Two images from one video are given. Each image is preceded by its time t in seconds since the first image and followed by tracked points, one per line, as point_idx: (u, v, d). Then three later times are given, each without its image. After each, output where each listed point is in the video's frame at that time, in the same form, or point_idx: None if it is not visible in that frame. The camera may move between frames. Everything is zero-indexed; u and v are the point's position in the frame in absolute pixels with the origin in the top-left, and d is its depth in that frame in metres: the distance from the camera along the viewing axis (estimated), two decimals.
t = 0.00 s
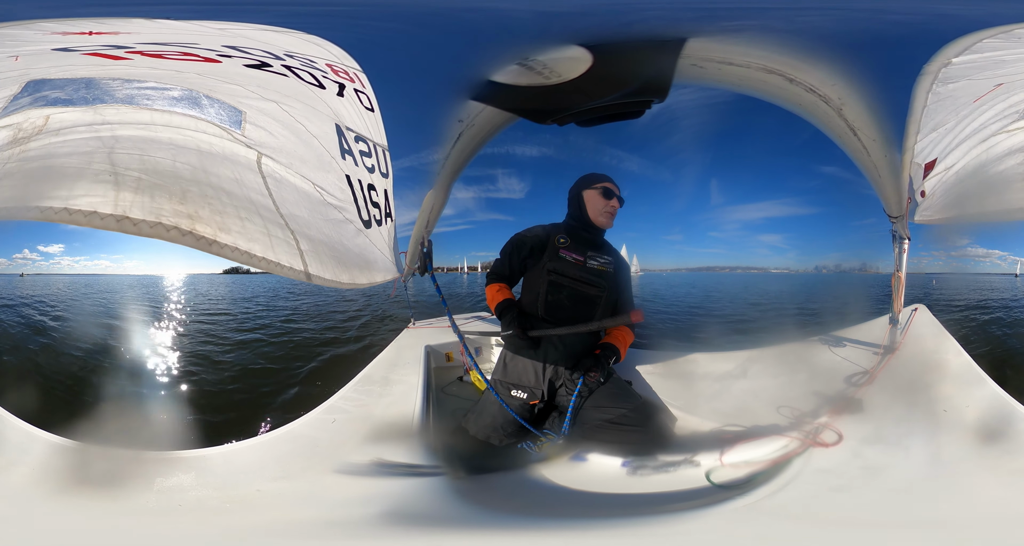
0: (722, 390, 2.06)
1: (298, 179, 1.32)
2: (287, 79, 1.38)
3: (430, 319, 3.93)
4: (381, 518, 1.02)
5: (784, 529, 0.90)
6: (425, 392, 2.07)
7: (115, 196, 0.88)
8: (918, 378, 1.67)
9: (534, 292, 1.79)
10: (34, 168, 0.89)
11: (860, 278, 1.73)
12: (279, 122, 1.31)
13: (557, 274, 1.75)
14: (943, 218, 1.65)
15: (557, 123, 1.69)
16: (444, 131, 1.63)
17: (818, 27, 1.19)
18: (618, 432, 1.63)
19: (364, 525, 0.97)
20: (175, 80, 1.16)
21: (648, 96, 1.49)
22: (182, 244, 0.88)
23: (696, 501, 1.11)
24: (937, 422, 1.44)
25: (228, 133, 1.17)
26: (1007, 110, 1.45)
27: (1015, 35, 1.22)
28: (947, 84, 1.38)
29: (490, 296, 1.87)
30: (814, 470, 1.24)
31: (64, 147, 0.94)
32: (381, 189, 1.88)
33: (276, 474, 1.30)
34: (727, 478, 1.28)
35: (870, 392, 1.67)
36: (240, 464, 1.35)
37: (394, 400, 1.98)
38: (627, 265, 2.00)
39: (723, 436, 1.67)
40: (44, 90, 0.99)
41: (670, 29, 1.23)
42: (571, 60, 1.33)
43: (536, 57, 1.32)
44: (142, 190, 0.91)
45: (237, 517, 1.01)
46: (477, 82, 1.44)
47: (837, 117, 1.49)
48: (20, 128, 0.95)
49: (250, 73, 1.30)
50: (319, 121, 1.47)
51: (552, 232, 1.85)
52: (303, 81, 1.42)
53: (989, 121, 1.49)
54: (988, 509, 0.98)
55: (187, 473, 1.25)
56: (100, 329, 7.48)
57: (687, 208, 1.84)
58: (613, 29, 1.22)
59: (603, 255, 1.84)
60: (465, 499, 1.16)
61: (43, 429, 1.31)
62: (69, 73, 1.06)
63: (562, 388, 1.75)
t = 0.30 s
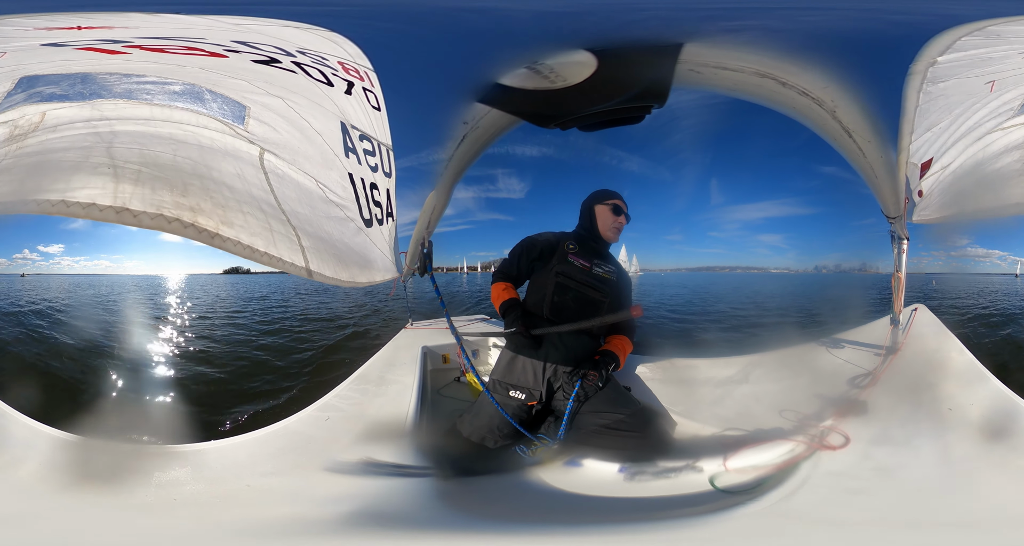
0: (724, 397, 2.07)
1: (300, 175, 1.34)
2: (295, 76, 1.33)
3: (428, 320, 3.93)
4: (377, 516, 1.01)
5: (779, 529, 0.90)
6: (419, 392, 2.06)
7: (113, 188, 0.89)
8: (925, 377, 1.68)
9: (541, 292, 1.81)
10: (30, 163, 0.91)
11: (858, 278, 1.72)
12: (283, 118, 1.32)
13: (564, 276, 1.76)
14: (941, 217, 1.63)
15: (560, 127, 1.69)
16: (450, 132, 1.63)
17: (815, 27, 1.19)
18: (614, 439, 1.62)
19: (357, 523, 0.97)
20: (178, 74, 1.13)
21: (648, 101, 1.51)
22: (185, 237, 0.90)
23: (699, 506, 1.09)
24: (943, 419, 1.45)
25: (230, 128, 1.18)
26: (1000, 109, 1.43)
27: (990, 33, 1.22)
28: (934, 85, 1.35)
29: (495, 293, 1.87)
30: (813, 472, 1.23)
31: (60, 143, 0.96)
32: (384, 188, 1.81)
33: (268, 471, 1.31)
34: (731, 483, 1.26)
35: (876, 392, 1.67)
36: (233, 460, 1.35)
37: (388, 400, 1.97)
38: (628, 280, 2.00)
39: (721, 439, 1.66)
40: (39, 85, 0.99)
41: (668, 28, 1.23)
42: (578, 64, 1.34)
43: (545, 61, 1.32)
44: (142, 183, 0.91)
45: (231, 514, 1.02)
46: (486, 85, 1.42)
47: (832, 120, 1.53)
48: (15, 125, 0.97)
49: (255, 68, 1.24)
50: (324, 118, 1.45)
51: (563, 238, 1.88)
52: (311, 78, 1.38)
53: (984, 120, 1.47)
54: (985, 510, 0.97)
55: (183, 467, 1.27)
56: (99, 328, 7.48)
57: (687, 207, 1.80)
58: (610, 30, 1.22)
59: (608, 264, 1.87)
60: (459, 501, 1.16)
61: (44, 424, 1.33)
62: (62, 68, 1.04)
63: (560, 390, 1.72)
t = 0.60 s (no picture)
0: (726, 402, 2.05)
1: (302, 172, 1.34)
2: (302, 72, 1.28)
3: (427, 320, 3.94)
4: (372, 515, 1.01)
5: (776, 532, 0.89)
6: (416, 392, 2.05)
7: (112, 187, 0.93)
8: (924, 379, 1.67)
9: (545, 292, 1.80)
10: (30, 163, 0.96)
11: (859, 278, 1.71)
12: (286, 113, 1.30)
13: (568, 276, 1.76)
14: (941, 219, 1.66)
15: (564, 130, 1.68)
16: (454, 132, 1.63)
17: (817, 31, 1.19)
18: (608, 442, 1.60)
19: (352, 522, 0.97)
20: (176, 69, 1.13)
21: (652, 105, 1.50)
22: (184, 234, 0.94)
23: (699, 510, 1.09)
24: (943, 421, 1.44)
25: (231, 124, 1.18)
26: (997, 109, 1.41)
27: (970, 33, 1.18)
28: (930, 85, 1.34)
29: (497, 292, 1.85)
30: (816, 474, 1.22)
31: (58, 142, 0.99)
32: (388, 189, 1.68)
33: (264, 467, 1.32)
34: (732, 487, 1.25)
35: (877, 396, 1.66)
36: (232, 456, 1.37)
37: (385, 397, 1.97)
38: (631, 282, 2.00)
39: (720, 443, 1.65)
40: (33, 84, 0.99)
41: (668, 28, 1.22)
42: (586, 67, 1.34)
43: (553, 64, 1.32)
44: (140, 181, 0.95)
45: (228, 509, 1.02)
46: (492, 86, 1.42)
47: (830, 122, 1.55)
48: (12, 124, 1.00)
49: (260, 64, 1.22)
50: (329, 115, 1.38)
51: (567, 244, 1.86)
52: (318, 74, 1.31)
53: (980, 120, 1.46)
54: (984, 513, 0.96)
55: (182, 464, 1.28)
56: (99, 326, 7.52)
57: (688, 207, 1.77)
58: (609, 31, 1.21)
59: (611, 268, 1.85)
60: (454, 503, 1.15)
61: (51, 423, 1.36)
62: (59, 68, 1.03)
63: (559, 393, 1.71)
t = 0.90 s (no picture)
0: (726, 404, 2.05)
1: (303, 170, 1.34)
2: (305, 70, 1.27)
3: (428, 319, 3.94)
4: (373, 515, 1.01)
5: (776, 535, 0.89)
6: (416, 391, 2.05)
7: (112, 188, 0.91)
8: (926, 381, 1.67)
9: (547, 292, 1.80)
10: (31, 164, 0.96)
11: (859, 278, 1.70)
12: (288, 111, 1.29)
13: (570, 277, 1.75)
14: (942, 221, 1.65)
15: (568, 130, 1.72)
16: (459, 131, 1.64)
17: (822, 35, 1.18)
18: (609, 443, 1.61)
19: (350, 521, 0.96)
20: (173, 67, 1.12)
21: (654, 107, 1.52)
22: (183, 232, 0.93)
23: (700, 512, 1.09)
24: (949, 421, 1.45)
25: (230, 122, 1.18)
26: (995, 108, 1.40)
27: (961, 33, 1.14)
28: (928, 87, 1.32)
29: (501, 293, 1.84)
30: (817, 476, 1.22)
31: (58, 143, 0.99)
32: (388, 186, 1.68)
33: (265, 464, 1.33)
34: (731, 489, 1.26)
35: (880, 399, 1.65)
36: (234, 453, 1.38)
37: (385, 395, 1.97)
38: (632, 282, 2.00)
39: (720, 445, 1.65)
40: (30, 83, 1.00)
41: (668, 29, 1.20)
42: (592, 68, 1.33)
43: (560, 64, 1.31)
44: (139, 180, 0.94)
45: (228, 507, 1.02)
46: (497, 86, 1.42)
47: (830, 123, 1.56)
48: (11, 125, 0.99)
49: (262, 61, 1.22)
50: (331, 113, 1.38)
51: (570, 244, 1.85)
52: (322, 72, 1.30)
53: (978, 120, 1.45)
54: (984, 516, 0.96)
55: (185, 462, 1.29)
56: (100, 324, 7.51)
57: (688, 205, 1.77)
58: (609, 31, 1.19)
59: (613, 269, 1.84)
60: (454, 503, 1.15)
61: (53, 422, 1.37)
62: (55, 67, 1.03)
63: (558, 392, 1.71)
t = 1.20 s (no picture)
0: (727, 405, 2.05)
1: (304, 169, 1.33)
2: (308, 69, 1.24)
3: (429, 319, 3.94)
4: (373, 515, 1.01)
5: (777, 537, 0.88)
6: (416, 391, 2.04)
7: (113, 188, 0.94)
8: (927, 382, 1.67)
9: (548, 292, 1.80)
10: (31, 164, 0.96)
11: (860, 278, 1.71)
12: (291, 111, 1.28)
13: (572, 277, 1.75)
14: (942, 221, 1.63)
15: (569, 131, 1.72)
16: (460, 132, 1.65)
17: (824, 35, 1.18)
18: (608, 443, 1.61)
19: (350, 521, 0.96)
20: (173, 65, 1.11)
21: (654, 107, 1.53)
22: (182, 233, 0.94)
23: (701, 512, 1.09)
24: (952, 421, 1.45)
25: (232, 121, 1.17)
26: (994, 109, 1.39)
27: (954, 33, 1.12)
28: (927, 87, 1.31)
29: (503, 293, 1.84)
30: (818, 476, 1.22)
31: (58, 142, 1.00)
32: (391, 185, 1.67)
33: (265, 464, 1.32)
34: (732, 490, 1.25)
35: (881, 399, 1.65)
36: (234, 452, 1.38)
37: (385, 395, 1.97)
38: (631, 281, 1.95)
39: (721, 445, 1.65)
40: (30, 82, 1.00)
41: (669, 29, 1.19)
42: (592, 68, 1.33)
43: (560, 65, 1.31)
44: (139, 181, 0.95)
45: (228, 506, 1.02)
46: (498, 86, 1.43)
47: (830, 124, 1.57)
48: (11, 123, 1.00)
49: (265, 61, 1.20)
50: (333, 113, 1.36)
51: (571, 244, 1.85)
52: (324, 72, 1.27)
53: (977, 120, 1.45)
54: (986, 518, 0.96)
55: (185, 461, 1.29)
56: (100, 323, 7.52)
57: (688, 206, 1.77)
58: (609, 31, 1.18)
59: (616, 269, 1.84)
60: (454, 504, 1.15)
61: (54, 421, 1.37)
62: (54, 66, 1.03)
63: (559, 393, 1.71)
